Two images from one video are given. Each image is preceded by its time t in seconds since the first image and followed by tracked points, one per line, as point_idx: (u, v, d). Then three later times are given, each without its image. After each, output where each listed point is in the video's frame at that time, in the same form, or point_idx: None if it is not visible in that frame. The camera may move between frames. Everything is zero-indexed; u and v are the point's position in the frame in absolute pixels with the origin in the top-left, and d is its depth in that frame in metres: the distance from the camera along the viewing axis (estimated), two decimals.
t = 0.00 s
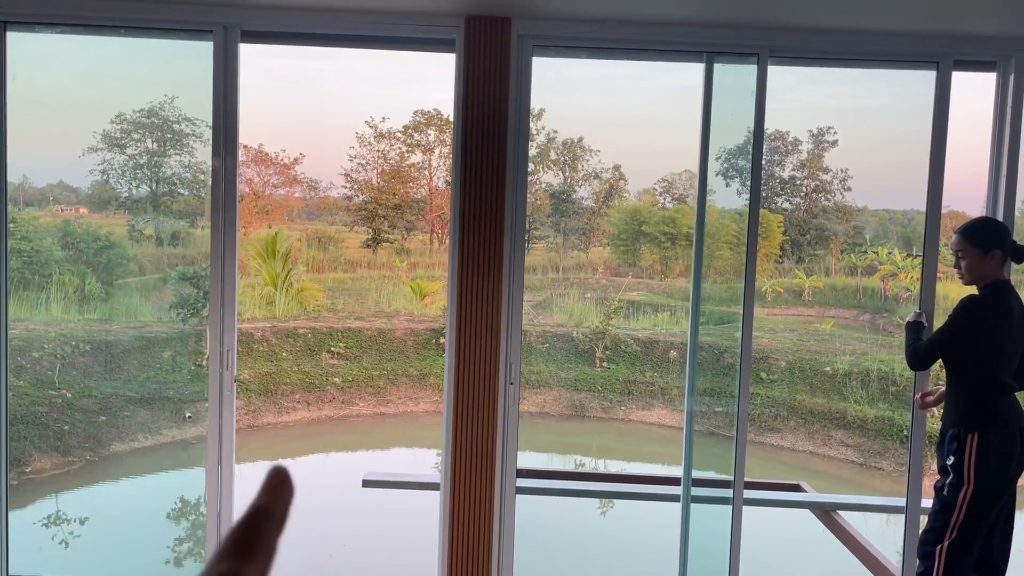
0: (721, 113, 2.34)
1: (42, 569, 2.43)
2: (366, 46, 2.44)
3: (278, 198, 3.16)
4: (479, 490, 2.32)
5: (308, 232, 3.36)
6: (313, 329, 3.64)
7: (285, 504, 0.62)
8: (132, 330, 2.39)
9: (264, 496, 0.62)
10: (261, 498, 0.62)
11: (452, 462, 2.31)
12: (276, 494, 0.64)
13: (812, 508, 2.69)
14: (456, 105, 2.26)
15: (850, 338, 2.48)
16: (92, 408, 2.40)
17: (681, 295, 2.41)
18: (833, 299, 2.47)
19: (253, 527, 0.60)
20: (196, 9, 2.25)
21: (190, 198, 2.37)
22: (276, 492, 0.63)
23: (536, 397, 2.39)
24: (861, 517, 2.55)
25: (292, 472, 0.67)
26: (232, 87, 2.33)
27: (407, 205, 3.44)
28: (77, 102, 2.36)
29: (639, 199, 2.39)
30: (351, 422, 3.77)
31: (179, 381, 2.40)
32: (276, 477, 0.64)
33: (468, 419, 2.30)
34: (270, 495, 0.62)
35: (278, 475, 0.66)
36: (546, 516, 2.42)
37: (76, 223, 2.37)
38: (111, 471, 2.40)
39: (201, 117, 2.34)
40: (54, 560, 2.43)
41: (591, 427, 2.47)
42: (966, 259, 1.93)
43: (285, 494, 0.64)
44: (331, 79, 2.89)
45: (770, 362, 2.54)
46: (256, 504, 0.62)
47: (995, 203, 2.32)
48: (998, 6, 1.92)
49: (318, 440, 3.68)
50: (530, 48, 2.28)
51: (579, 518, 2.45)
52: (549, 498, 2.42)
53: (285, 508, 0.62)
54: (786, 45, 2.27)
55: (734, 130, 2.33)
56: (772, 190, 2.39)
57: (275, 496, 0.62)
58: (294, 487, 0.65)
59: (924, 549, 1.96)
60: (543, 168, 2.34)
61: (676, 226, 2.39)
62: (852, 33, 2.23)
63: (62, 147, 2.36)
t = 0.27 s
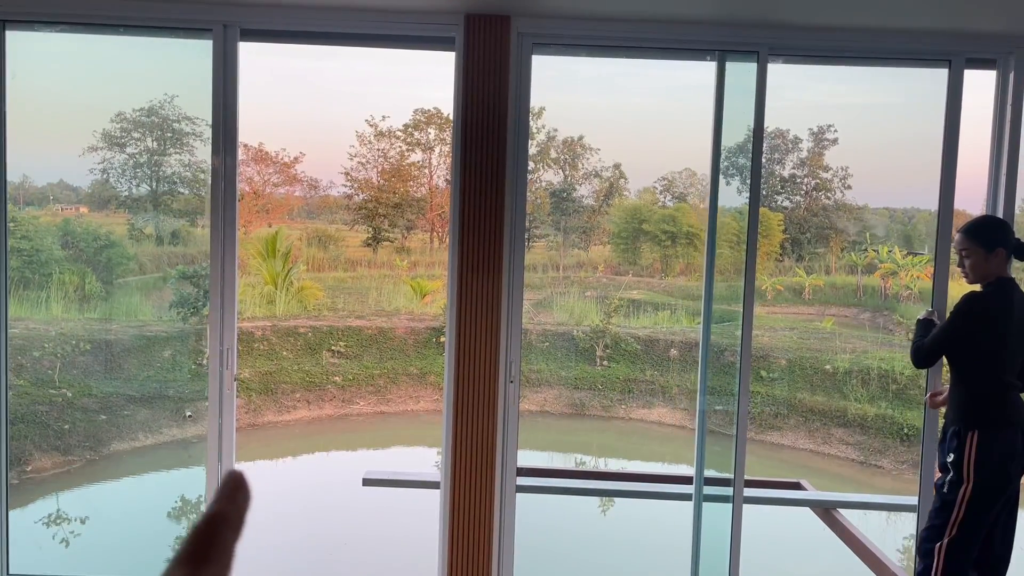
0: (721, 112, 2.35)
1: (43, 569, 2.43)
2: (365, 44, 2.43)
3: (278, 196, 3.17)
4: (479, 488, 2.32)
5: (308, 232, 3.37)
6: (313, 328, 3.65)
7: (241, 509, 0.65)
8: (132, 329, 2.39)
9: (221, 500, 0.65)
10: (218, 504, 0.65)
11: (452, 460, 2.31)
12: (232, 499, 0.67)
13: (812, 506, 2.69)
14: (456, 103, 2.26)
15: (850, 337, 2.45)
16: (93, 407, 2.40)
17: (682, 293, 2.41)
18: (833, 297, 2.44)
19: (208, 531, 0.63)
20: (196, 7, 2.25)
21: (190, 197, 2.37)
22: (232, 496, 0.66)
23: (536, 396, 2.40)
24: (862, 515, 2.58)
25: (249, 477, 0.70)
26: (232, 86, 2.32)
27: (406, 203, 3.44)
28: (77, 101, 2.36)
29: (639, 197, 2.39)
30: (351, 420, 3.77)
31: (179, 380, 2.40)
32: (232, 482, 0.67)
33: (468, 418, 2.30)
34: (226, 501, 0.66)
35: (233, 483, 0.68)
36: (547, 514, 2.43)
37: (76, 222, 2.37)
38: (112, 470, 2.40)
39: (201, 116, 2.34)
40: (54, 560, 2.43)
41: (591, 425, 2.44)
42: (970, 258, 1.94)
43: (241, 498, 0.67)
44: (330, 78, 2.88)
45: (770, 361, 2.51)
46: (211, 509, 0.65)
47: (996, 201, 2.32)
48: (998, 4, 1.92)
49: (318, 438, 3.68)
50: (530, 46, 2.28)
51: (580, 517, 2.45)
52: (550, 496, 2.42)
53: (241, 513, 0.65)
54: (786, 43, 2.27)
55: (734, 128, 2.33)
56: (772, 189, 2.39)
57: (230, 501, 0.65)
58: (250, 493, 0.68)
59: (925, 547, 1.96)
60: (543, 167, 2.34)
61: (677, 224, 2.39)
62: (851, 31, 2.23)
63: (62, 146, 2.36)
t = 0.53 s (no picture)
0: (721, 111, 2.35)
1: (44, 569, 2.44)
2: (366, 43, 2.43)
3: (278, 196, 3.19)
4: (481, 488, 2.31)
5: (308, 232, 3.35)
6: (314, 327, 3.66)
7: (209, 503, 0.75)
8: (133, 329, 2.39)
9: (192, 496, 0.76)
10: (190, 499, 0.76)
11: (454, 460, 2.30)
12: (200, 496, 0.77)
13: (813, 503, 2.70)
14: (458, 102, 2.25)
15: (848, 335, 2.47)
16: (93, 407, 2.40)
17: (682, 292, 2.41)
18: (835, 295, 2.45)
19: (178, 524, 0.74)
20: (196, 7, 2.25)
21: (191, 197, 2.36)
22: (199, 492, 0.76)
23: (537, 395, 2.40)
24: (862, 514, 2.57)
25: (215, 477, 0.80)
26: (233, 86, 2.32)
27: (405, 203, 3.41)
28: (77, 101, 2.36)
29: (639, 197, 2.39)
30: (352, 420, 3.78)
31: (180, 380, 2.40)
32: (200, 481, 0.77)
33: (470, 417, 2.30)
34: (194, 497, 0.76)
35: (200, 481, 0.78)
36: (548, 514, 2.43)
37: (76, 222, 2.37)
38: (113, 470, 2.41)
39: (201, 116, 2.34)
40: (55, 559, 2.43)
41: (592, 425, 2.45)
42: (977, 257, 1.92)
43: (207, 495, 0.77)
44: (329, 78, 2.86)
45: (770, 359, 2.49)
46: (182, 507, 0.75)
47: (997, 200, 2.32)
48: (1000, 3, 1.92)
49: (319, 437, 3.72)
50: (531, 45, 2.28)
51: (581, 516, 2.45)
52: (550, 496, 2.42)
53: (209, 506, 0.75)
54: (787, 42, 2.27)
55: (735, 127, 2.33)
56: (773, 187, 2.37)
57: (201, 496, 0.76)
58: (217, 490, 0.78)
59: (925, 543, 1.98)
60: (543, 166, 2.34)
61: (677, 223, 2.39)
62: (853, 29, 2.23)
63: (62, 147, 2.36)
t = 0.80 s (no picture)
0: (722, 110, 2.35)
1: (47, 569, 2.44)
2: (367, 44, 2.44)
3: (278, 197, 3.18)
4: (485, 487, 2.32)
5: (309, 232, 3.31)
6: (315, 327, 3.63)
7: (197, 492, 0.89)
8: (134, 329, 2.40)
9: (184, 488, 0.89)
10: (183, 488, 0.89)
11: (457, 459, 2.31)
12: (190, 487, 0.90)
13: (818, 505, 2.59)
14: (460, 102, 2.25)
15: (849, 334, 2.42)
16: (96, 408, 2.41)
17: (683, 291, 2.41)
18: (836, 293, 2.41)
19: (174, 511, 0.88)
20: (198, 9, 2.25)
21: (192, 198, 2.37)
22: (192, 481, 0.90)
23: (539, 394, 2.40)
24: (864, 513, 2.54)
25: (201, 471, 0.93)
26: (235, 87, 2.32)
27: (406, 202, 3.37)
28: (78, 103, 2.37)
29: (639, 196, 2.39)
30: (354, 420, 3.78)
31: (181, 381, 2.40)
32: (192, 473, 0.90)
33: (474, 416, 2.30)
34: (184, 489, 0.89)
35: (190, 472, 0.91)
36: (550, 513, 2.43)
37: (77, 223, 2.38)
38: (116, 470, 2.41)
39: (203, 117, 2.34)
40: (59, 560, 2.44)
41: (593, 425, 2.45)
42: (979, 255, 1.92)
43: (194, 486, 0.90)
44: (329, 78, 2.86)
45: (772, 357, 2.44)
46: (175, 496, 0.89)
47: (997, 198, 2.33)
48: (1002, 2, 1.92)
49: (321, 437, 3.72)
50: (533, 45, 2.28)
51: (583, 515, 2.45)
52: (553, 495, 2.42)
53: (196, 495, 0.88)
54: (788, 41, 2.27)
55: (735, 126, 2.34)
56: (773, 187, 2.35)
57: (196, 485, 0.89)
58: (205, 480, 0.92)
59: (927, 541, 1.99)
60: (543, 166, 2.34)
61: (678, 222, 2.39)
62: (854, 28, 2.23)
63: (63, 148, 2.37)
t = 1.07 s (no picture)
0: (723, 109, 2.35)
1: (50, 570, 2.44)
2: (369, 45, 2.44)
3: (280, 197, 3.07)
4: (488, 488, 2.31)
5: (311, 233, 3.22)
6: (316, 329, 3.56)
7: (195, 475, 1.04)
8: (136, 331, 2.40)
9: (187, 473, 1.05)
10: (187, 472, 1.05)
11: (461, 460, 2.30)
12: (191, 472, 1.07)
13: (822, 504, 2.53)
14: (461, 102, 2.25)
15: (852, 334, 2.42)
16: (98, 409, 2.41)
17: (685, 290, 2.41)
18: (837, 293, 2.41)
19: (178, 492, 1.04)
20: (200, 11, 2.25)
21: (192, 199, 2.37)
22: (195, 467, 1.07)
23: (540, 395, 2.40)
24: (868, 513, 2.51)
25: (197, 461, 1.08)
26: (237, 89, 2.33)
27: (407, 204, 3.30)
28: (79, 105, 2.37)
29: (640, 196, 2.39)
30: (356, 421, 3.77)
31: (184, 382, 2.41)
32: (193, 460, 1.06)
33: (477, 417, 2.30)
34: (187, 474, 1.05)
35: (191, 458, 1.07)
36: (551, 513, 2.43)
37: (78, 225, 2.38)
38: (118, 472, 2.41)
39: (204, 118, 2.34)
40: (62, 561, 2.44)
41: (595, 425, 2.45)
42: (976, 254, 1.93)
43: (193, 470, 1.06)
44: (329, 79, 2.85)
45: (773, 357, 2.43)
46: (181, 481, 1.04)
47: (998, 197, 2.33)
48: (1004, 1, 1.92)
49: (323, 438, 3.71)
50: (535, 46, 2.28)
51: (585, 516, 2.45)
52: (555, 496, 2.42)
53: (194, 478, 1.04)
54: (789, 40, 2.27)
55: (735, 126, 2.35)
56: (773, 185, 2.35)
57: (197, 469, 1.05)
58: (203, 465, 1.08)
59: (926, 539, 2.00)
60: (544, 166, 2.34)
61: (679, 222, 2.39)
62: (856, 28, 2.22)
63: (64, 150, 2.37)
